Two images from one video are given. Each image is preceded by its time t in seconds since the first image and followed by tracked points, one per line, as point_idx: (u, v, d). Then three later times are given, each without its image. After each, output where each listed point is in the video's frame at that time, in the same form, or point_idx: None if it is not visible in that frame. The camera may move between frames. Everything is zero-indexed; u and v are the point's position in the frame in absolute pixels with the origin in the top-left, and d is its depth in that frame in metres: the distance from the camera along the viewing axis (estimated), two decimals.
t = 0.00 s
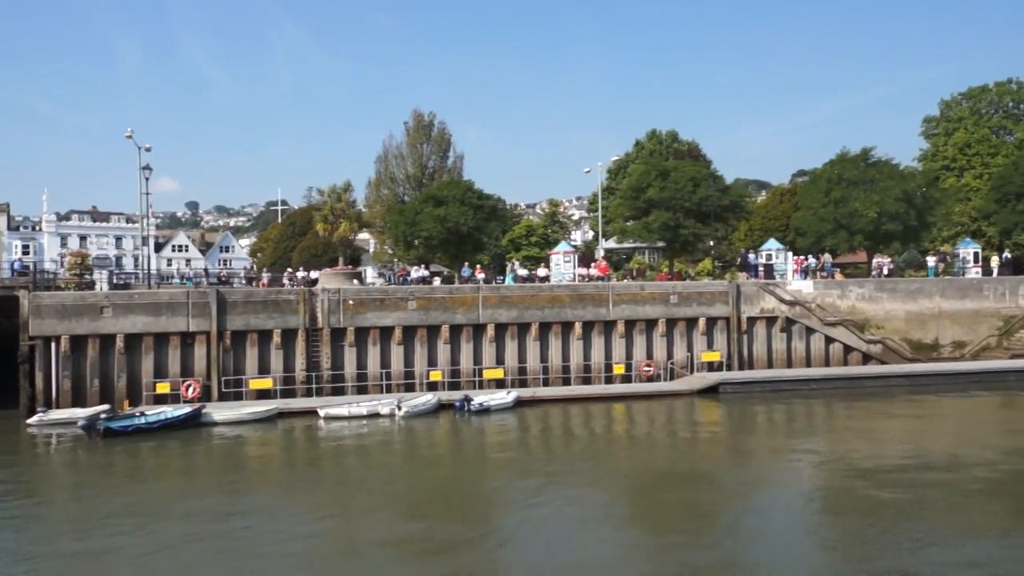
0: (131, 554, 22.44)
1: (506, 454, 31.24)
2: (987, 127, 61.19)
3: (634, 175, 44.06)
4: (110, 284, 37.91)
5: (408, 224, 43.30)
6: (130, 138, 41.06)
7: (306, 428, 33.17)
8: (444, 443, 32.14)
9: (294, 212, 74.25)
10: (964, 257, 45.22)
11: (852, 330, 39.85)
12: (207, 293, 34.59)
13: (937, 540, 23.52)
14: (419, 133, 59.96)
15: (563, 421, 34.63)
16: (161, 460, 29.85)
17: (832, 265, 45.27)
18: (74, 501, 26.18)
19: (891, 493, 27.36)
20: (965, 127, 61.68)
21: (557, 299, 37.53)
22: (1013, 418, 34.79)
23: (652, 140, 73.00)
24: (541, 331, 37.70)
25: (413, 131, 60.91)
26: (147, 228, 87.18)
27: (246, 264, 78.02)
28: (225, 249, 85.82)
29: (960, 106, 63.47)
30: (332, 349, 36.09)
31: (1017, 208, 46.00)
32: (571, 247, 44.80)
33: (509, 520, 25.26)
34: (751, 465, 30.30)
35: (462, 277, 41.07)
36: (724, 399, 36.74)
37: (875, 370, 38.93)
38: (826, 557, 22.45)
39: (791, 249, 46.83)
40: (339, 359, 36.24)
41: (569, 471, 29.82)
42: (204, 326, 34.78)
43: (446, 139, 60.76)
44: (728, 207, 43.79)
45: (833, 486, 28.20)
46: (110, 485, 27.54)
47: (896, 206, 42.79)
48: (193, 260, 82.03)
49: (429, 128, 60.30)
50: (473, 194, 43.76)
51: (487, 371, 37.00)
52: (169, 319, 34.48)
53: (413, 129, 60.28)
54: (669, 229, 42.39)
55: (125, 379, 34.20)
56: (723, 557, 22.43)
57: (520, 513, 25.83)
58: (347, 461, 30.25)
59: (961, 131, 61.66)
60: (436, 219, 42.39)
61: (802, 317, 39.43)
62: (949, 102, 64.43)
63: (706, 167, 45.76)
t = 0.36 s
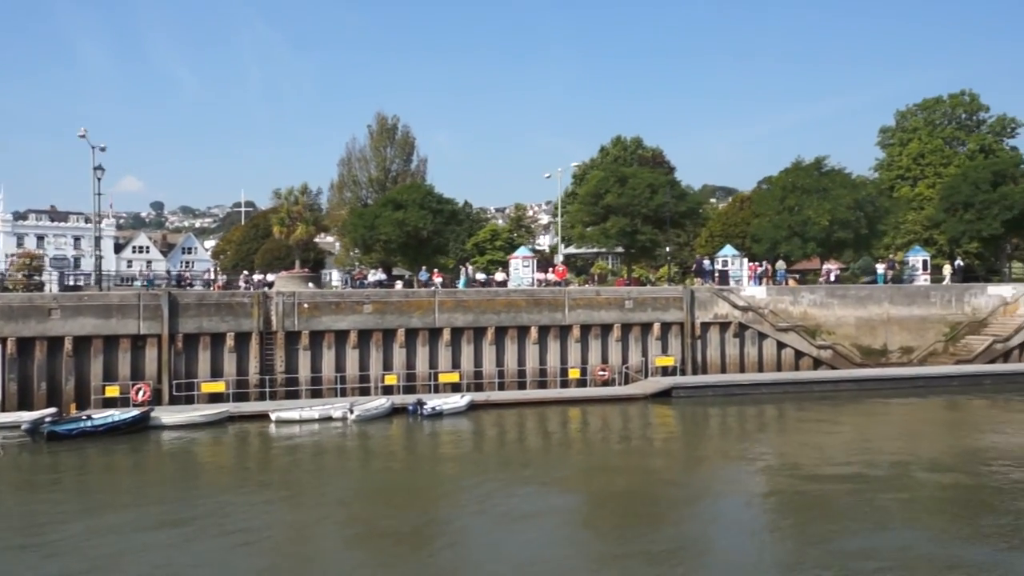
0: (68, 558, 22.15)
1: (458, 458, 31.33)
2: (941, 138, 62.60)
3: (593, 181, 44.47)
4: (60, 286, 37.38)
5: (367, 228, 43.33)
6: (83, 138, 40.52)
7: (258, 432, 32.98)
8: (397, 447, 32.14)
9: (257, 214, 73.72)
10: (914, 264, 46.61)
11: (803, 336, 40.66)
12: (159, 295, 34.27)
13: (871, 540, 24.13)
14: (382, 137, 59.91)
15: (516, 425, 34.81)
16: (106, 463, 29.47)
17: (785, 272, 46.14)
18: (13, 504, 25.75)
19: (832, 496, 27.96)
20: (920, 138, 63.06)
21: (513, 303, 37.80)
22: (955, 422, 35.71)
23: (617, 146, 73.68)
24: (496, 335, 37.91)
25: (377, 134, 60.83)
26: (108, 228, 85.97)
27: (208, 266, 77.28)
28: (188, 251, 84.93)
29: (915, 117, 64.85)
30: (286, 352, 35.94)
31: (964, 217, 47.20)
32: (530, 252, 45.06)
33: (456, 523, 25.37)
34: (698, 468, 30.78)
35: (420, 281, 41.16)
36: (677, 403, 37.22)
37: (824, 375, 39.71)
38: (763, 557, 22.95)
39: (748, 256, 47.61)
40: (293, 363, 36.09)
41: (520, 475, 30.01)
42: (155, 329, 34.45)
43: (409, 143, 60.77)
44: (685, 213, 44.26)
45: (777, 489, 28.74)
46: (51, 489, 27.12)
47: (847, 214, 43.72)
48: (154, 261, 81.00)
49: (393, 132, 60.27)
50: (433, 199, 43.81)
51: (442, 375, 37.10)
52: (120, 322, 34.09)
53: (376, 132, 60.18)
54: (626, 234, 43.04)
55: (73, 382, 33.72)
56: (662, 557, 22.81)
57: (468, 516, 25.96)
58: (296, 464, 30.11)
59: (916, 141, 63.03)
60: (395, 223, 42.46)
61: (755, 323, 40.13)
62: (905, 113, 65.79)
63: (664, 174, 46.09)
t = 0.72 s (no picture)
0: None
1: (403, 460, 31.36)
2: (886, 144, 64.18)
3: (544, 185, 44.94)
4: None
5: (317, 231, 43.19)
6: (23, 138, 39.81)
7: (201, 436, 32.63)
8: (341, 450, 32.07)
9: (210, 216, 72.85)
10: (856, 266, 47.74)
11: (748, 337, 41.52)
12: (100, 298, 33.74)
13: (801, 534, 24.81)
14: (336, 138, 59.71)
15: (463, 427, 34.94)
16: (42, 469, 28.91)
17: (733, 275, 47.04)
18: None
19: (768, 493, 28.62)
20: (866, 144, 64.58)
21: (462, 306, 38.03)
22: (891, 421, 36.75)
23: (573, 149, 74.47)
24: (445, 338, 38.07)
25: (331, 136, 60.60)
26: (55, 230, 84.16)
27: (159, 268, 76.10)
28: (139, 253, 83.50)
29: (861, 123, 66.33)
30: (231, 355, 35.62)
31: (904, 222, 48.56)
32: (481, 255, 45.38)
33: (396, 525, 25.42)
34: (640, 466, 31.28)
35: (370, 284, 41.13)
36: (623, 404, 37.73)
37: (768, 376, 40.58)
38: (696, 553, 23.44)
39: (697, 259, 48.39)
40: (238, 366, 35.77)
41: (464, 476, 30.15)
42: (96, 333, 33.90)
43: (364, 145, 60.64)
44: (635, 217, 44.90)
45: (715, 487, 29.33)
46: None
47: (791, 218, 44.76)
48: (103, 263, 79.48)
49: (347, 133, 60.09)
50: (384, 201, 43.80)
51: (391, 378, 37.10)
52: (59, 325, 33.48)
53: (330, 134, 59.96)
54: (575, 237, 43.55)
55: (10, 387, 32.99)
56: (597, 555, 23.18)
57: (409, 518, 26.04)
58: (239, 468, 29.88)
59: (862, 147, 64.54)
60: (345, 226, 42.37)
61: (700, 324, 40.87)
62: (852, 119, 67.29)
63: (614, 178, 46.79)
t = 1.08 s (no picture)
0: None
1: (362, 463, 31.32)
2: (849, 148, 65.17)
3: (509, 187, 45.14)
4: None
5: (280, 233, 43.01)
6: None
7: (158, 441, 32.31)
8: (301, 454, 31.94)
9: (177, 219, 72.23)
10: (817, 268, 48.74)
11: (709, 339, 41.96)
12: (54, 302, 33.32)
13: (753, 533, 25.21)
14: (303, 140, 59.67)
15: (425, 430, 34.96)
16: None
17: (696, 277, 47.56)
18: None
19: (723, 493, 28.97)
20: (830, 148, 65.55)
21: (424, 309, 38.12)
22: (848, 421, 37.34)
23: (543, 152, 75.03)
24: (407, 341, 38.09)
25: (298, 138, 60.55)
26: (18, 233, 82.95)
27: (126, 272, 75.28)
28: (105, 256, 82.53)
29: (826, 127, 67.26)
30: (190, 359, 35.33)
31: (863, 225, 49.38)
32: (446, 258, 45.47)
33: (351, 528, 25.39)
34: (599, 467, 31.52)
35: (333, 287, 41.04)
36: (585, 405, 37.97)
37: (729, 377, 41.06)
38: (650, 553, 23.68)
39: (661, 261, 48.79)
40: (197, 370, 35.48)
41: (423, 479, 30.17)
42: (50, 337, 33.46)
43: (331, 147, 60.59)
44: (598, 219, 45.22)
45: (672, 487, 29.64)
46: None
47: (752, 221, 45.46)
48: (68, 267, 78.43)
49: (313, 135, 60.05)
50: (348, 203, 43.69)
51: (352, 381, 37.02)
52: (12, 329, 33.00)
53: (296, 136, 59.94)
54: (539, 240, 43.79)
55: None
56: (552, 556, 23.35)
57: (365, 521, 26.03)
58: (195, 472, 29.65)
59: (826, 151, 65.48)
60: (308, 228, 42.23)
61: (662, 326, 41.23)
62: (816, 123, 68.22)
63: (578, 180, 47.11)
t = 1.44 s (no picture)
0: None
1: (317, 464, 31.48)
2: (809, 154, 66.55)
3: (470, 190, 45.64)
4: None
5: (241, 234, 43.07)
6: None
7: (111, 442, 32.23)
8: (256, 454, 32.04)
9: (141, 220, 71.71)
10: (774, 272, 49.83)
11: (666, 340, 42.67)
12: (6, 303, 33.11)
13: (699, 531, 25.82)
14: (266, 143, 60.01)
15: (382, 431, 35.21)
16: None
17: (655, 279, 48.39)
18: None
19: (672, 491, 29.62)
20: (790, 153, 66.93)
21: (383, 310, 38.37)
22: (799, 421, 38.25)
23: (511, 155, 75.74)
24: (366, 342, 38.32)
25: (262, 139, 60.85)
26: None
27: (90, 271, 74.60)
28: (68, 256, 81.64)
29: (786, 133, 68.58)
30: (146, 361, 35.27)
31: (818, 229, 50.53)
32: (408, 260, 45.68)
33: (301, 529, 25.59)
34: (552, 467, 32.00)
35: (293, 288, 41.14)
36: (543, 406, 38.47)
37: (685, 378, 41.82)
38: (597, 551, 24.18)
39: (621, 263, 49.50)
40: (153, 372, 35.41)
41: (377, 478, 30.45)
42: (3, 338, 33.25)
43: (295, 149, 60.89)
44: (558, 223, 45.83)
45: (623, 486, 30.19)
46: None
47: (709, 225, 46.36)
48: (30, 266, 77.49)
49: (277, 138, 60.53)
50: (309, 205, 43.85)
51: (310, 382, 37.17)
52: None
53: (260, 138, 60.31)
54: (500, 242, 44.20)
55: None
56: (500, 556, 23.75)
57: (316, 521, 26.25)
58: (147, 473, 29.63)
59: (787, 156, 66.80)
60: (269, 230, 42.31)
61: (620, 328, 41.86)
62: (778, 129, 69.51)
63: (540, 184, 47.69)
